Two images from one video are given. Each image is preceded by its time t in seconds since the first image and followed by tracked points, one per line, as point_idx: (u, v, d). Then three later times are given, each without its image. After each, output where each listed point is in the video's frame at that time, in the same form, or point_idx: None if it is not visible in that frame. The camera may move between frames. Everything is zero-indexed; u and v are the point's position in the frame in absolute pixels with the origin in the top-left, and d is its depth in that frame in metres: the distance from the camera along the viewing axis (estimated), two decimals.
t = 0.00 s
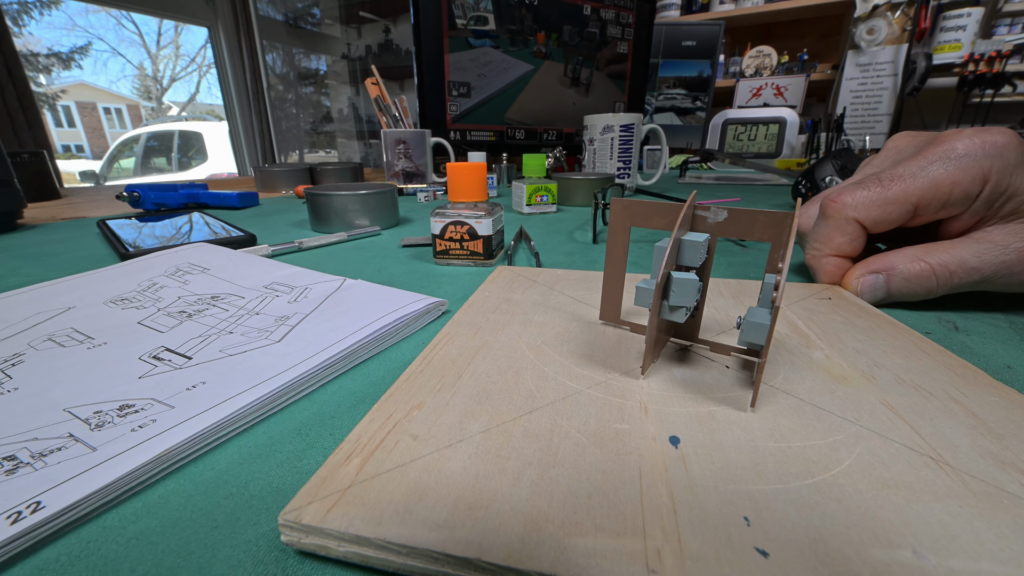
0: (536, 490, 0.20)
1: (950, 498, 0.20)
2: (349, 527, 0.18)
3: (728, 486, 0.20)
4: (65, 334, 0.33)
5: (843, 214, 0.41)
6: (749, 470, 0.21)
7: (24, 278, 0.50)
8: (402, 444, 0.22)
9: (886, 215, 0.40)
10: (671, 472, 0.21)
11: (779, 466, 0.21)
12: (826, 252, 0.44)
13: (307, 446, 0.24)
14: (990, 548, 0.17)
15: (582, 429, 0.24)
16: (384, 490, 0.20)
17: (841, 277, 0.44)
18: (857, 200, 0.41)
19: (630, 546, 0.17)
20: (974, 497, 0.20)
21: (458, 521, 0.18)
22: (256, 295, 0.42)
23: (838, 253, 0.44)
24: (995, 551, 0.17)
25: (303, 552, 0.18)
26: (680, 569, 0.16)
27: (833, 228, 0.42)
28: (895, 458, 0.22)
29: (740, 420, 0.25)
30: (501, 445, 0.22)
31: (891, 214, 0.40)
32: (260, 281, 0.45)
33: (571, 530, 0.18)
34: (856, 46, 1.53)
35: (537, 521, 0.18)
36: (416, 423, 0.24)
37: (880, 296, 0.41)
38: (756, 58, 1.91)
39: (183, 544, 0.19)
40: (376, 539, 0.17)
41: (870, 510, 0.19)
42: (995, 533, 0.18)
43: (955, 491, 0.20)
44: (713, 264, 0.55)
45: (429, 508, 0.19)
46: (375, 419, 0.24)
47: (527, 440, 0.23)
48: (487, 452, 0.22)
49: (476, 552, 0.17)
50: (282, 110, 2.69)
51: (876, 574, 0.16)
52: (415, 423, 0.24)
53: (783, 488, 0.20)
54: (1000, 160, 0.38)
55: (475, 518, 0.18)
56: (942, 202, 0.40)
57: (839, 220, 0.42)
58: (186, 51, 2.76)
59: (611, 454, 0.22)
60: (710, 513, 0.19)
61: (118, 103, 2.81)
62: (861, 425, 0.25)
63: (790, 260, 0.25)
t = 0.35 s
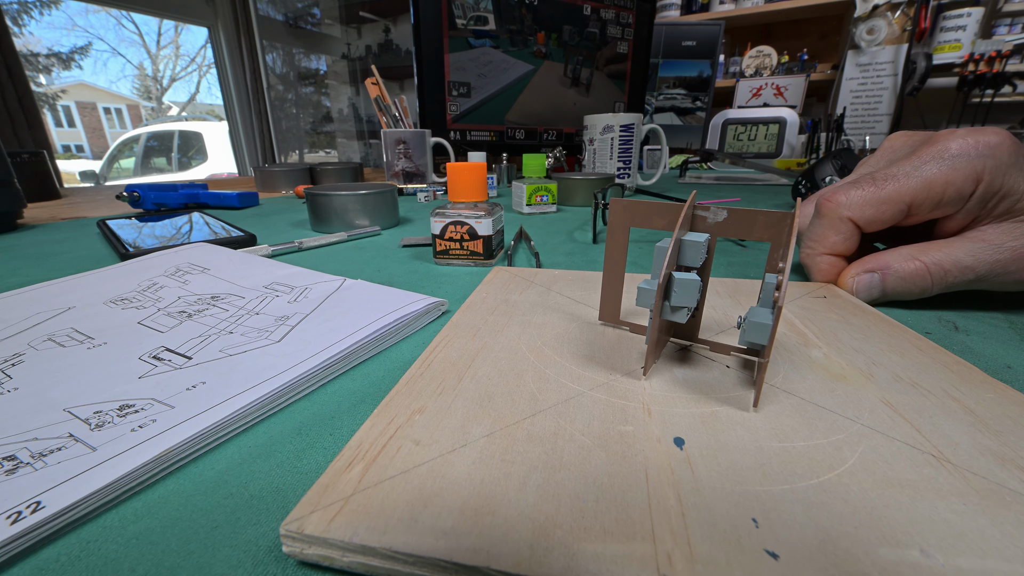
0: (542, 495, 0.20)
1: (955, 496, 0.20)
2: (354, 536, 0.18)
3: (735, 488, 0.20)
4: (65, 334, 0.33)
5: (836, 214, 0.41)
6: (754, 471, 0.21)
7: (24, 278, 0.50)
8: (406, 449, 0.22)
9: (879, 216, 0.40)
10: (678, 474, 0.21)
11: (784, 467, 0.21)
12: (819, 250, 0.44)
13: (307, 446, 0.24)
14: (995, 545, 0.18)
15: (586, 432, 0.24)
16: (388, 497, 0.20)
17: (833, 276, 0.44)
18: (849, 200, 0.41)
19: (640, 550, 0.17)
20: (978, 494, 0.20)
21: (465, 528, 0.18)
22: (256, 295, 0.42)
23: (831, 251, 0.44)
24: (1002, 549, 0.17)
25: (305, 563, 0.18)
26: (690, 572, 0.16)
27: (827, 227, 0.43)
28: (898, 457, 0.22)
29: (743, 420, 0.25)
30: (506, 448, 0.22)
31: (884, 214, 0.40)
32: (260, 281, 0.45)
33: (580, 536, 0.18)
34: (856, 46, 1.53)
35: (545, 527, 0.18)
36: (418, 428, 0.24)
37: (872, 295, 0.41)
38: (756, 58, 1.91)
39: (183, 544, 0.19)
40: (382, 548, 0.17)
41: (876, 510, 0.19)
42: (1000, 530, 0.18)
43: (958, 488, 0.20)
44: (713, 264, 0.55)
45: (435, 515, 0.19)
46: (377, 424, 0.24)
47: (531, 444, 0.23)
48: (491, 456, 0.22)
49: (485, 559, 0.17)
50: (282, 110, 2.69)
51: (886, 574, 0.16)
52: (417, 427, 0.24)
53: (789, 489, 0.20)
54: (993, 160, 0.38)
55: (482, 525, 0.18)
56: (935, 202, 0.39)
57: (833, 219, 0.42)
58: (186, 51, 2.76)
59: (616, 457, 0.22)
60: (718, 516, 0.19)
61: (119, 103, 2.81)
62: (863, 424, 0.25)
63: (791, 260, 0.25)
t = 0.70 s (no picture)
0: (544, 496, 0.20)
1: (955, 495, 0.20)
2: (355, 539, 0.18)
3: (737, 488, 0.20)
4: (65, 334, 0.33)
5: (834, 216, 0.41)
6: (756, 471, 0.21)
7: (24, 278, 0.50)
8: (407, 451, 0.22)
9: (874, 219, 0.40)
10: (680, 474, 0.21)
11: (786, 467, 0.21)
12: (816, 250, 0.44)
13: (307, 446, 0.24)
14: (997, 545, 0.17)
15: (588, 433, 0.24)
16: (390, 500, 0.20)
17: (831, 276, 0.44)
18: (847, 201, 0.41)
19: (643, 552, 0.17)
20: (979, 494, 0.20)
21: (467, 530, 0.18)
22: (256, 295, 0.42)
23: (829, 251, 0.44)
24: (1002, 548, 0.17)
25: (305, 565, 0.18)
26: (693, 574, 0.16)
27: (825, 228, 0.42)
28: (899, 457, 0.22)
29: (744, 420, 0.25)
30: (508, 450, 0.22)
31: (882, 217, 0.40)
32: (260, 281, 0.45)
33: (582, 537, 0.18)
34: (856, 46, 1.53)
35: (547, 529, 0.18)
36: (419, 430, 0.24)
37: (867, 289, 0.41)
38: (756, 58, 1.91)
39: (183, 544, 0.19)
40: (384, 551, 0.17)
41: (877, 510, 0.19)
42: (1002, 530, 0.18)
43: (959, 488, 0.20)
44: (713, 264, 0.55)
45: (437, 518, 0.19)
46: (377, 425, 0.24)
47: (533, 445, 0.23)
48: (493, 458, 0.22)
49: (488, 562, 0.17)
50: (282, 110, 2.68)
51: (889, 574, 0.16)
52: (418, 429, 0.24)
53: (791, 489, 0.20)
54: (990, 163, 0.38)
55: (485, 527, 0.18)
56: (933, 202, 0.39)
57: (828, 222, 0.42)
58: (186, 51, 2.75)
59: (618, 458, 0.22)
60: (721, 517, 0.19)
61: (119, 103, 2.81)
62: (865, 424, 0.25)
63: (791, 260, 0.25)
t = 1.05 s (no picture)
0: (544, 495, 0.20)
1: (955, 496, 0.20)
2: (355, 539, 0.18)
3: (737, 488, 0.20)
4: (65, 334, 0.33)
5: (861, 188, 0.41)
6: (756, 471, 0.21)
7: (24, 278, 0.50)
8: (406, 451, 0.22)
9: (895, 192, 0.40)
10: (680, 475, 0.21)
11: (786, 467, 0.21)
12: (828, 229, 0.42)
13: (307, 446, 0.24)
14: (997, 545, 0.17)
15: (588, 433, 0.24)
16: (389, 500, 0.20)
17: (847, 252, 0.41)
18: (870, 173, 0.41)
19: (642, 552, 0.17)
20: (978, 494, 0.20)
21: (467, 530, 0.18)
22: (256, 295, 0.42)
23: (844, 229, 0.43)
24: (1002, 548, 0.17)
25: (305, 565, 0.18)
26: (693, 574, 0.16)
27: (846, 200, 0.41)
28: (899, 457, 0.22)
29: (744, 420, 0.25)
30: (508, 449, 0.22)
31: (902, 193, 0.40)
32: (260, 281, 0.45)
33: (582, 537, 0.18)
34: (856, 46, 1.53)
35: (547, 529, 0.18)
36: (418, 430, 0.24)
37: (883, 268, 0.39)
38: (756, 58, 1.91)
39: (183, 544, 0.19)
40: (384, 551, 0.17)
41: (877, 510, 0.19)
42: (1002, 529, 0.18)
43: (959, 488, 0.20)
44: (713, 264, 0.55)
45: (437, 518, 0.19)
46: (376, 425, 0.24)
47: (533, 445, 0.23)
48: (492, 457, 0.22)
49: (487, 562, 0.17)
50: (281, 110, 2.70)
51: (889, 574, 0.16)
52: (418, 429, 0.24)
53: (791, 489, 0.20)
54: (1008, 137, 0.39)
55: (484, 527, 0.18)
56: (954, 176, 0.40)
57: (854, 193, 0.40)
58: (186, 51, 2.75)
59: (618, 458, 0.22)
60: (722, 516, 0.19)
61: (118, 103, 2.81)
62: (865, 424, 0.25)
63: (791, 259, 0.25)
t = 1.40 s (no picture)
0: (544, 496, 0.20)
1: (955, 496, 0.20)
2: (355, 539, 0.18)
3: (737, 488, 0.20)
4: (65, 334, 0.33)
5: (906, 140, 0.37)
6: (756, 471, 0.21)
7: (24, 278, 0.50)
8: (406, 451, 0.22)
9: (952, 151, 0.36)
10: (680, 475, 0.21)
11: (786, 467, 0.21)
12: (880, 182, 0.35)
13: (307, 446, 0.24)
14: (997, 545, 0.17)
15: (588, 433, 0.24)
16: (389, 500, 0.20)
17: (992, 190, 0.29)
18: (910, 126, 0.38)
19: (642, 551, 0.17)
20: (978, 494, 0.20)
21: (467, 530, 0.18)
22: (256, 295, 0.42)
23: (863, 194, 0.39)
24: (1003, 549, 0.17)
25: (305, 565, 0.18)
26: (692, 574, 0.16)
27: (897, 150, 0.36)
28: (899, 457, 0.22)
29: (744, 420, 0.25)
30: (508, 449, 0.22)
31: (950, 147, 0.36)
32: (260, 281, 0.45)
33: (582, 537, 0.18)
34: (856, 46, 1.53)
35: (547, 529, 0.18)
36: (418, 430, 0.24)
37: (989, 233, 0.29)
38: (756, 58, 1.91)
39: (183, 544, 0.19)
40: (384, 551, 0.17)
41: (877, 510, 0.19)
42: (1002, 529, 0.18)
43: (959, 488, 0.20)
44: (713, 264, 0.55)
45: (436, 518, 0.19)
46: (376, 425, 0.24)
47: (533, 445, 0.23)
48: (492, 457, 0.22)
49: (487, 562, 0.17)
50: (282, 110, 2.68)
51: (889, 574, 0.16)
52: (418, 429, 0.24)
53: (792, 489, 0.20)
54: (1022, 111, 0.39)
55: (484, 527, 0.18)
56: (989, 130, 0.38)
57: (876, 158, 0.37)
58: (186, 51, 2.76)
59: (618, 458, 0.22)
60: (721, 516, 0.19)
61: (119, 104, 2.82)
62: (865, 424, 0.25)
63: (791, 259, 0.25)
